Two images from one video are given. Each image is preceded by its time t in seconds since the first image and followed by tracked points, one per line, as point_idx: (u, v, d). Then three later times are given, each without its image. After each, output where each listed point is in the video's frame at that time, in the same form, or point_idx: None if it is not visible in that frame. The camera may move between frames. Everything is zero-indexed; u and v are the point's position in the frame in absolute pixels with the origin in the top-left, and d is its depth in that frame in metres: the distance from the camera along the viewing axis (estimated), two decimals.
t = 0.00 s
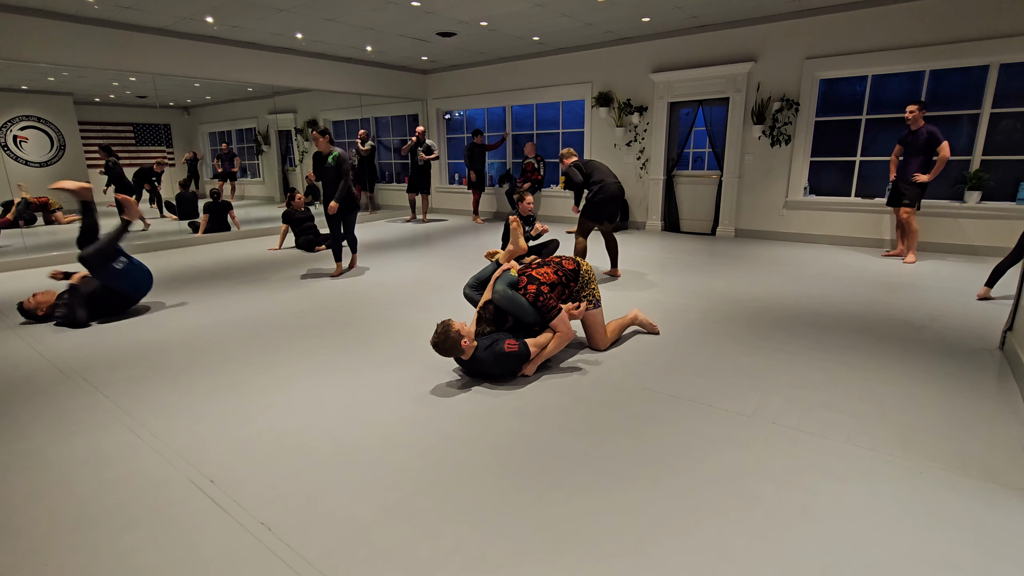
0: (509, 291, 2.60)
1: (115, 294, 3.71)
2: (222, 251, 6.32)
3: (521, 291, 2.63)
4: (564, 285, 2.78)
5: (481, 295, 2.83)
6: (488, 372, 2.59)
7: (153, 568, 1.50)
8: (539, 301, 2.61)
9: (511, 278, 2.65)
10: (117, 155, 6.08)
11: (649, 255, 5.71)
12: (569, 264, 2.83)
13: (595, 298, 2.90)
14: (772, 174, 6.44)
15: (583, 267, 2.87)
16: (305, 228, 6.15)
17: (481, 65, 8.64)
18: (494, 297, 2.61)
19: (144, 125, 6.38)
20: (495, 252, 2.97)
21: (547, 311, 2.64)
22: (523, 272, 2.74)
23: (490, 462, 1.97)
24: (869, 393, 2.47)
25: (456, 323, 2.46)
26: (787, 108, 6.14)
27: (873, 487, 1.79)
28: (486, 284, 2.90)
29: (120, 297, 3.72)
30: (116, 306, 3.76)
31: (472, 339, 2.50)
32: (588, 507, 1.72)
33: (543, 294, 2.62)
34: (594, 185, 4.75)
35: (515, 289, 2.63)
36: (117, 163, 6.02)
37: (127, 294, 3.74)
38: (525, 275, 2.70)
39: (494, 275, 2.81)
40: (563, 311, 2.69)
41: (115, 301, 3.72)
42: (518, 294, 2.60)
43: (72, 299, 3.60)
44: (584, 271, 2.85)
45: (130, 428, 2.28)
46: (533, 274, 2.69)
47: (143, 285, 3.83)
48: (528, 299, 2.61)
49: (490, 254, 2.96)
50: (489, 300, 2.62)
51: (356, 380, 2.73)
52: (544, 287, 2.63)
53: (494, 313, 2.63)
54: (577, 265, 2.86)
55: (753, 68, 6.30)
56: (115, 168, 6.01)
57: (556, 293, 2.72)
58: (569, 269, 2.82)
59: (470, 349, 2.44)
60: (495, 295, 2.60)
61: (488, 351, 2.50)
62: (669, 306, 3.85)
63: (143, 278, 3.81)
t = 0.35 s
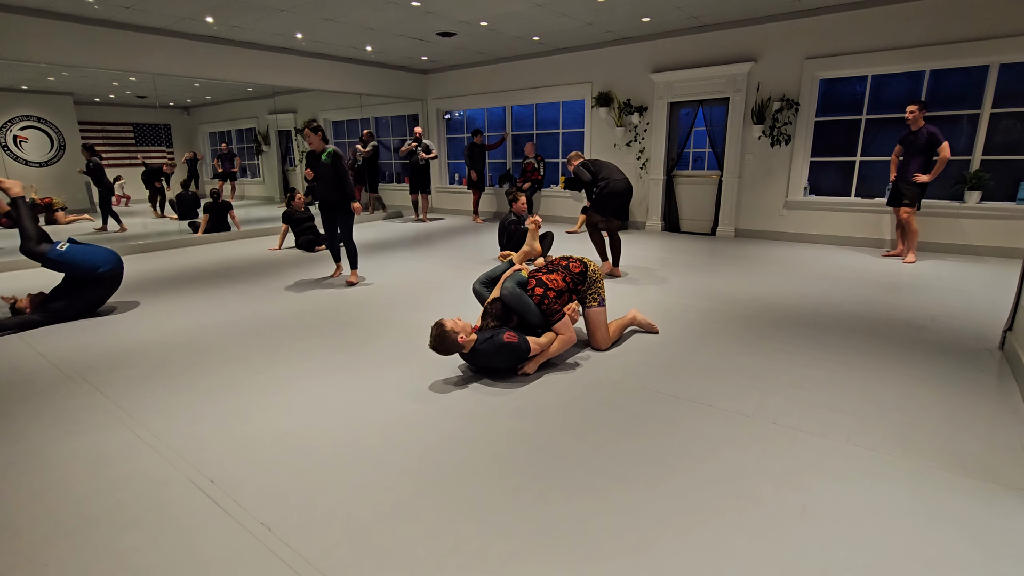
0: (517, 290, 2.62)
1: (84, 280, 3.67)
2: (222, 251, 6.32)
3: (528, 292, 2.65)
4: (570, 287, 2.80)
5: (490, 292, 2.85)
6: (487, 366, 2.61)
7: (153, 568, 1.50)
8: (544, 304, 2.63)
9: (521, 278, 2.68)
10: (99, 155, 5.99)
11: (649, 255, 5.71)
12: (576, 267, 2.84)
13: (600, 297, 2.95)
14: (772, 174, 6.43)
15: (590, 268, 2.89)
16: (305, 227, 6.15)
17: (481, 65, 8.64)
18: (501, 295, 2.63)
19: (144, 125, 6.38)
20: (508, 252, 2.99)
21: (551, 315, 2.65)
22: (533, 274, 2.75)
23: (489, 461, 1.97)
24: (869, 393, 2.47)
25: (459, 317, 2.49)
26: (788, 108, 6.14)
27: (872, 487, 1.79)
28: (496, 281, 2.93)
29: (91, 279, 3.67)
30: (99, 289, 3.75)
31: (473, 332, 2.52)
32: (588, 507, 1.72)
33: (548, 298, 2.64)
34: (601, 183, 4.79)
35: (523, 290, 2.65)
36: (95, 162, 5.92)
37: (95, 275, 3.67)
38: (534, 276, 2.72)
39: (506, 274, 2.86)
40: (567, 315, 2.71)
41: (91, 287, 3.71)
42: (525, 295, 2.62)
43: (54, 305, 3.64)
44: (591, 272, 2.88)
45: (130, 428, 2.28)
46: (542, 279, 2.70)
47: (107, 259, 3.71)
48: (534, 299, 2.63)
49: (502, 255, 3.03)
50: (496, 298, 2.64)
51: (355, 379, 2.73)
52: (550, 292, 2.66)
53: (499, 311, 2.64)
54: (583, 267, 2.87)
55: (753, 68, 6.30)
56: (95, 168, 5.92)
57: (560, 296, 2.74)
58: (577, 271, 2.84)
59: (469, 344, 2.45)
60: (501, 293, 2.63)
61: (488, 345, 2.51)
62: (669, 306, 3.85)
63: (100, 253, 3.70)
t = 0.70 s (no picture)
0: (515, 285, 2.71)
1: (79, 280, 3.66)
2: (222, 251, 6.32)
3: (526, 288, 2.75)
4: (571, 286, 2.86)
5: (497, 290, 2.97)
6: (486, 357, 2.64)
7: (153, 568, 1.50)
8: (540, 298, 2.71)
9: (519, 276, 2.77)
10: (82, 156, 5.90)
11: (649, 255, 5.71)
12: (579, 267, 2.91)
13: (603, 297, 2.96)
14: (773, 174, 6.43)
15: (595, 270, 2.95)
16: (305, 227, 6.15)
17: (481, 65, 8.64)
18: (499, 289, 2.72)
19: (144, 125, 6.38)
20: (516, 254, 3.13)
21: (547, 309, 2.70)
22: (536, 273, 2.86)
23: (489, 461, 1.97)
24: (869, 393, 2.47)
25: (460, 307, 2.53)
26: (788, 108, 6.14)
27: (872, 487, 1.79)
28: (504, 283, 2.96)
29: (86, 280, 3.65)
30: (95, 290, 3.73)
31: (473, 321, 2.59)
32: (588, 506, 1.72)
33: (545, 293, 2.72)
34: (601, 186, 4.84)
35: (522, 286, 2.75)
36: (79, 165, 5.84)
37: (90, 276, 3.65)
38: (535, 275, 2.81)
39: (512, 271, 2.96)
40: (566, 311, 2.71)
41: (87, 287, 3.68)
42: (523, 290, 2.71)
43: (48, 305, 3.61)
44: (596, 275, 2.93)
45: (129, 428, 2.28)
46: (542, 276, 2.79)
47: (101, 259, 3.67)
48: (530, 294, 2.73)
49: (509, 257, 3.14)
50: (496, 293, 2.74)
51: (355, 379, 2.73)
52: (548, 288, 2.73)
53: (500, 306, 2.72)
54: (588, 267, 2.95)
55: (753, 68, 6.30)
56: (78, 169, 5.83)
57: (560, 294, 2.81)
58: (580, 273, 2.91)
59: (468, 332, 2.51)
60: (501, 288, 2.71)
61: (487, 333, 2.56)
62: (669, 306, 3.85)
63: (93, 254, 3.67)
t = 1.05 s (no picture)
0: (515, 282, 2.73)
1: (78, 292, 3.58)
2: (222, 251, 6.32)
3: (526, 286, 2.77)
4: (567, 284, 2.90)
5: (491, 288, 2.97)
6: (492, 347, 2.58)
7: (153, 568, 1.50)
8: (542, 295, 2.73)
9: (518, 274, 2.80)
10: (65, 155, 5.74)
11: (649, 255, 5.71)
12: (576, 266, 2.95)
13: (601, 297, 2.98)
14: (773, 174, 6.43)
15: (591, 269, 2.98)
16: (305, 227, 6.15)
17: (481, 65, 8.64)
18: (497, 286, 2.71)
19: (144, 125, 6.39)
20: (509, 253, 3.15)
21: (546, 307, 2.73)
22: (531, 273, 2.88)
23: (489, 461, 1.97)
24: (869, 393, 2.47)
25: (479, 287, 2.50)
26: (787, 108, 6.14)
27: (872, 487, 1.80)
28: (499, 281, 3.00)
29: (84, 293, 3.55)
30: (92, 305, 3.62)
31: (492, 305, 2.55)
32: (588, 506, 1.72)
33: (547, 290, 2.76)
34: (608, 184, 4.84)
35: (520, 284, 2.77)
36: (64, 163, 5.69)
37: (89, 290, 3.56)
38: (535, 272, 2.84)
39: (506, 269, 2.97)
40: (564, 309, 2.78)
41: (82, 300, 3.57)
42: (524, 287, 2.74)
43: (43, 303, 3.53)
44: (592, 273, 2.97)
45: (130, 428, 2.28)
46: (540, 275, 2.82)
47: (105, 280, 3.62)
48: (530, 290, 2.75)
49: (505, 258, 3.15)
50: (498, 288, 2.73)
51: (356, 379, 2.73)
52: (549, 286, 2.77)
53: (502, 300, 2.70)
54: (585, 267, 2.96)
55: (753, 68, 6.30)
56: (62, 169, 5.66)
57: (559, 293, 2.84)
58: (576, 271, 2.94)
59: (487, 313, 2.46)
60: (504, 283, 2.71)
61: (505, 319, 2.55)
62: (670, 306, 3.85)
63: (101, 270, 3.62)
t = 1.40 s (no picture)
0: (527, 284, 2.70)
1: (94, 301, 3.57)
2: (221, 251, 6.32)
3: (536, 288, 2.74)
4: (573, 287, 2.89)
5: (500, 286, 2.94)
6: (502, 351, 2.57)
7: (152, 568, 1.50)
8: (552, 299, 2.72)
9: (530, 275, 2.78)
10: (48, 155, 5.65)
11: (649, 255, 5.71)
12: (580, 269, 2.95)
13: (602, 298, 2.98)
14: (773, 174, 6.44)
15: (595, 271, 2.98)
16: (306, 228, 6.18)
17: (481, 65, 8.64)
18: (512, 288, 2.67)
19: (144, 125, 6.39)
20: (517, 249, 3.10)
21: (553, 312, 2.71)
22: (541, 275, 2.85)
23: (489, 461, 1.97)
24: (869, 393, 2.47)
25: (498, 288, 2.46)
26: (788, 108, 6.14)
27: (872, 486, 1.80)
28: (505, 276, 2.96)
29: (101, 308, 3.59)
30: (102, 318, 3.66)
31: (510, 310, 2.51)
32: (589, 506, 1.72)
33: (557, 294, 2.73)
34: (625, 181, 4.88)
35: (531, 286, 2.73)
36: (49, 163, 5.61)
37: (107, 307, 3.60)
38: (544, 275, 2.82)
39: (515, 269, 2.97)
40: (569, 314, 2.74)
41: (95, 311, 3.60)
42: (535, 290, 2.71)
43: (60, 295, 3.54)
44: (595, 275, 2.97)
45: (130, 428, 2.28)
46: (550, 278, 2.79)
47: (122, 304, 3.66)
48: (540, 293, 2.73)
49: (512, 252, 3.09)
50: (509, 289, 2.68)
51: (355, 379, 2.73)
52: (560, 291, 2.75)
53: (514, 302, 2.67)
54: (588, 269, 2.97)
55: (753, 68, 6.30)
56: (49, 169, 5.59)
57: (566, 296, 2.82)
58: (581, 273, 2.94)
59: (505, 318, 2.43)
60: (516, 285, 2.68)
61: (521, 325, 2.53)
62: (670, 306, 3.86)
63: (129, 294, 3.66)
